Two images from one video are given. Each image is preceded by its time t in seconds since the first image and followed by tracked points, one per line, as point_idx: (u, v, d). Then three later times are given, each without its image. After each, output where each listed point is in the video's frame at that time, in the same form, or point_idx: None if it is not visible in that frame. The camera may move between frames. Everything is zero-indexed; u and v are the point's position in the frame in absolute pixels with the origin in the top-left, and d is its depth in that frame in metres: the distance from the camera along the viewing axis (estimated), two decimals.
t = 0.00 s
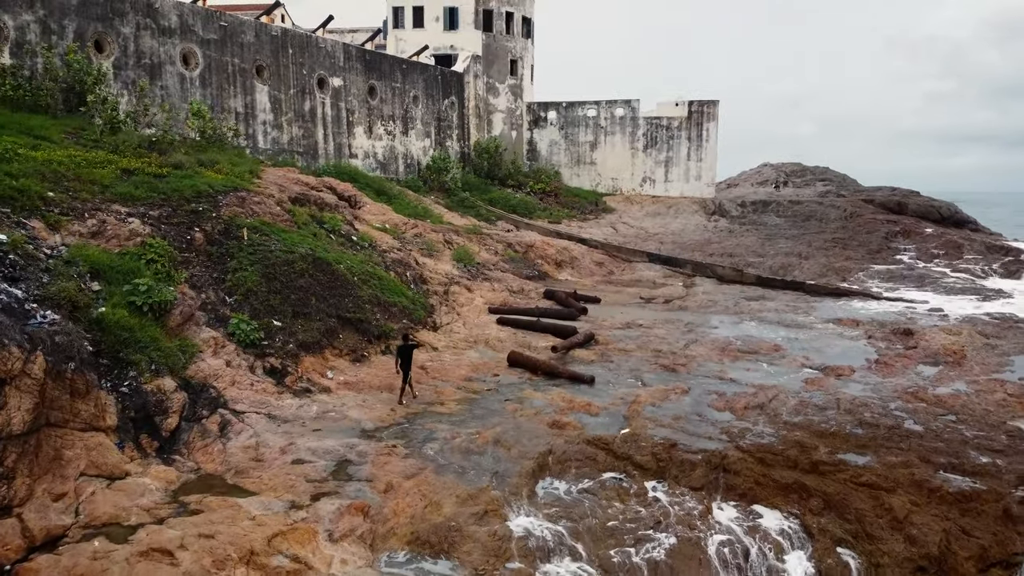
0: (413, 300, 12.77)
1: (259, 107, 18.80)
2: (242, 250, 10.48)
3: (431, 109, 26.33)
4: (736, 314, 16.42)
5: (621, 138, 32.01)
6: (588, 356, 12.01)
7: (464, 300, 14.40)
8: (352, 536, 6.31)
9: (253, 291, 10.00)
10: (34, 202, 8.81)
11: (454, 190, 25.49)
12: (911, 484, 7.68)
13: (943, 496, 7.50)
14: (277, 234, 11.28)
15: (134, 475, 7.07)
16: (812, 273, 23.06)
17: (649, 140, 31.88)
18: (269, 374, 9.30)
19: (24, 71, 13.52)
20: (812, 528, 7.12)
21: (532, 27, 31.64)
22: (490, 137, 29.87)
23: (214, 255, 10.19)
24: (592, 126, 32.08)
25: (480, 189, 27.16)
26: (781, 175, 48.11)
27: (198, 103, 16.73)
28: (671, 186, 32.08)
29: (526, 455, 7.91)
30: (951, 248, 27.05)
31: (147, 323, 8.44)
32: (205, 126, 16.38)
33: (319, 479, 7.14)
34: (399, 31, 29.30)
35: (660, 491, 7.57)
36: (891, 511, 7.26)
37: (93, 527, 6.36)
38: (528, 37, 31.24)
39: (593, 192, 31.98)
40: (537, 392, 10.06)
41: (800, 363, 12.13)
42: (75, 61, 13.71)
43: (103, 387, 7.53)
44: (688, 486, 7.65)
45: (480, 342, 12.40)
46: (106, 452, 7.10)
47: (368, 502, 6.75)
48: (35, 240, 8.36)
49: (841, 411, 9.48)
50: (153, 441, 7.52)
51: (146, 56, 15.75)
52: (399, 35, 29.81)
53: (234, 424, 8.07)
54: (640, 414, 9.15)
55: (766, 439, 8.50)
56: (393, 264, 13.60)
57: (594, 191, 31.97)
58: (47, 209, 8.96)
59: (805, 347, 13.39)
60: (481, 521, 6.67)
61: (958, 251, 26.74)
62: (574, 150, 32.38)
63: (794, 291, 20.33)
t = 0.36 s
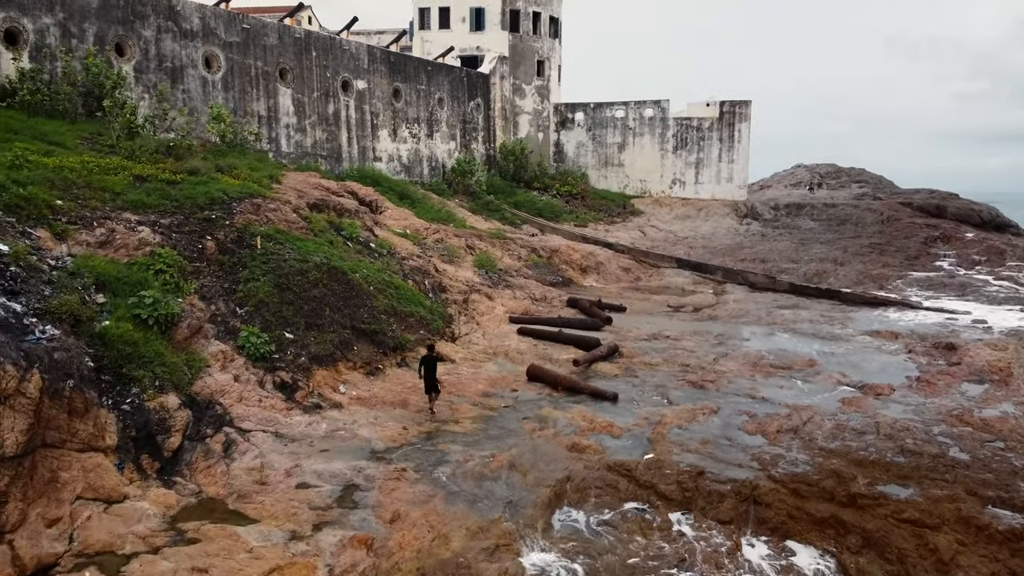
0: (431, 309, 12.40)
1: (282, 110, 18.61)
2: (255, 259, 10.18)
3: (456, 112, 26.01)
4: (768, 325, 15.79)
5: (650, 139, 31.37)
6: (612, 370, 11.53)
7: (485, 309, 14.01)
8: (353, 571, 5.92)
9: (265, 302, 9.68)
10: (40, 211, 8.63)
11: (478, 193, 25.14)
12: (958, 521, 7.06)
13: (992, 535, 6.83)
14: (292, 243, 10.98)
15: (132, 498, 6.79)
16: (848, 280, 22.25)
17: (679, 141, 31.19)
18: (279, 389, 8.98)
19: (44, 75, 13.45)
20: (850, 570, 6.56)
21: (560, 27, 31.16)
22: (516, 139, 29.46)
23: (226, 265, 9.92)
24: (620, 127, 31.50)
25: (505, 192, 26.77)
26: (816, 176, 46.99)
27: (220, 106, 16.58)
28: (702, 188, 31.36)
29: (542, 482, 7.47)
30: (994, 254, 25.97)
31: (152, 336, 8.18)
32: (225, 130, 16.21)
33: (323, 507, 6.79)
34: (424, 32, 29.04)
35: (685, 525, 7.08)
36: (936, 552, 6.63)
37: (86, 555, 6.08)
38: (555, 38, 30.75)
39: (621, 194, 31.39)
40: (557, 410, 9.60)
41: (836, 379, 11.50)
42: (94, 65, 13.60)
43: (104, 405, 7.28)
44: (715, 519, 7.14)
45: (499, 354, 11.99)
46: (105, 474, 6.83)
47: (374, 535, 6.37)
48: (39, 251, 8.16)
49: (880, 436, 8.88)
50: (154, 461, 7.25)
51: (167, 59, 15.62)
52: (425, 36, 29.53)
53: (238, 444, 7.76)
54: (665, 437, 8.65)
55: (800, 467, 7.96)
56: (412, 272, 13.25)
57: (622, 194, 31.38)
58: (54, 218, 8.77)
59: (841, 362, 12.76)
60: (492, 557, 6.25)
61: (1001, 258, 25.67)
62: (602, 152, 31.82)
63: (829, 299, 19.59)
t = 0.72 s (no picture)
0: (441, 321, 12.03)
1: (296, 114, 18.36)
2: (258, 271, 9.87)
3: (473, 114, 25.66)
4: (791, 337, 15.24)
5: (670, 141, 30.80)
6: (627, 386, 11.09)
7: (497, 319, 13.62)
8: None
9: (268, 315, 9.36)
10: (37, 222, 8.40)
11: (495, 197, 24.77)
12: (996, 562, 6.53)
13: None
14: (297, 253, 10.68)
15: (120, 526, 6.49)
16: (874, 288, 21.58)
17: (699, 144, 30.60)
18: (280, 407, 8.65)
19: (53, 80, 13.30)
20: None
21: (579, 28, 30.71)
22: (534, 142, 29.05)
23: (228, 276, 9.62)
24: (640, 129, 30.96)
25: (522, 196, 26.37)
26: (841, 179, 46.06)
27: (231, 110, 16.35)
28: (723, 192, 30.74)
29: (550, 513, 7.07)
30: None
31: (148, 354, 7.90)
32: (236, 135, 15.96)
33: (318, 539, 6.44)
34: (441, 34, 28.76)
35: (702, 563, 6.63)
36: None
37: None
38: (574, 39, 30.30)
39: (640, 198, 30.84)
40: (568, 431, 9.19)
41: (863, 399, 10.96)
42: (103, 70, 13.40)
43: (94, 427, 7.01)
44: (734, 556, 6.68)
45: (510, 368, 11.59)
46: (93, 500, 6.53)
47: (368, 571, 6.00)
48: (34, 264, 7.92)
49: (911, 465, 8.36)
50: (145, 487, 6.95)
51: (179, 63, 15.42)
52: (442, 38, 29.24)
53: (234, 468, 7.45)
54: (682, 463, 8.20)
55: (825, 500, 7.48)
56: (422, 282, 12.90)
57: (641, 197, 30.83)
58: (51, 229, 8.53)
59: (868, 379, 12.21)
60: None
61: None
62: (621, 154, 31.30)
63: (854, 309, 18.96)
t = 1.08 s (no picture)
0: (447, 335, 11.67)
1: (305, 119, 18.07)
2: (258, 286, 9.55)
3: (486, 117, 25.29)
4: (811, 352, 14.73)
5: (687, 144, 30.25)
6: (640, 406, 10.67)
7: (506, 332, 13.24)
8: None
9: (266, 332, 9.04)
10: (28, 236, 8.14)
11: (507, 202, 24.40)
12: None
13: None
14: (298, 266, 10.36)
15: (104, 561, 6.14)
16: (896, 298, 20.96)
17: (717, 146, 30.03)
18: (277, 429, 8.33)
19: (56, 85, 13.10)
20: None
21: (594, 29, 30.26)
22: (548, 145, 28.63)
23: (225, 292, 9.31)
24: (656, 132, 30.45)
25: (535, 200, 25.96)
26: (861, 182, 45.22)
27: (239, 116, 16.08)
28: (741, 196, 30.16)
29: (554, 551, 6.68)
30: None
31: (138, 375, 7.61)
32: (242, 141, 15.69)
33: None
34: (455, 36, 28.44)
35: None
36: None
37: None
38: (589, 40, 29.84)
39: (656, 202, 30.32)
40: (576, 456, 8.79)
41: (887, 423, 10.47)
42: (107, 75, 13.17)
43: (79, 454, 6.72)
44: None
45: (519, 385, 11.21)
46: (76, 533, 6.19)
47: None
48: (22, 281, 7.66)
49: (940, 499, 7.89)
50: (131, 518, 6.64)
51: (186, 68, 15.17)
52: (456, 41, 28.91)
53: (224, 497, 7.13)
54: (696, 495, 7.78)
55: (849, 539, 7.03)
56: (429, 294, 12.55)
57: (657, 201, 30.31)
58: (43, 244, 8.27)
59: (892, 399, 11.71)
60: None
61: None
62: (637, 157, 30.79)
63: (876, 321, 18.39)
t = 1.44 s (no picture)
0: (455, 351, 11.34)
1: (316, 125, 17.83)
2: (258, 303, 9.27)
3: (499, 122, 24.97)
4: (831, 368, 14.26)
5: (704, 148, 29.74)
6: (653, 428, 10.29)
7: (516, 346, 12.89)
8: None
9: (266, 351, 8.75)
10: (22, 253, 7.91)
11: (521, 208, 24.05)
12: None
13: None
14: (301, 281, 10.08)
15: None
16: (919, 309, 20.39)
17: (735, 150, 29.51)
18: (274, 454, 8.04)
19: (62, 93, 12.91)
20: None
21: (610, 32, 29.85)
22: (562, 149, 28.24)
23: (225, 309, 9.04)
24: (672, 135, 29.97)
25: (549, 205, 25.59)
26: (882, 185, 44.42)
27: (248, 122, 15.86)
28: (759, 201, 29.62)
29: None
30: None
31: (130, 399, 7.35)
32: (250, 149, 15.41)
33: None
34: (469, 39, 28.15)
35: None
36: None
37: None
38: (605, 43, 29.42)
39: (673, 206, 29.83)
40: (585, 484, 8.43)
41: (912, 449, 10.03)
42: (113, 83, 12.97)
43: (67, 484, 6.45)
44: None
45: (527, 404, 10.86)
46: (62, 568, 5.91)
47: None
48: (13, 300, 7.41)
49: (971, 538, 7.45)
50: (118, 551, 6.38)
51: (195, 74, 14.96)
52: (469, 44, 28.61)
53: (216, 528, 6.84)
54: (711, 530, 7.41)
55: None
56: (436, 308, 12.23)
57: (673, 206, 29.82)
58: (37, 260, 8.03)
59: (917, 422, 11.25)
60: None
61: None
62: (653, 161, 30.31)
63: (899, 334, 17.85)
